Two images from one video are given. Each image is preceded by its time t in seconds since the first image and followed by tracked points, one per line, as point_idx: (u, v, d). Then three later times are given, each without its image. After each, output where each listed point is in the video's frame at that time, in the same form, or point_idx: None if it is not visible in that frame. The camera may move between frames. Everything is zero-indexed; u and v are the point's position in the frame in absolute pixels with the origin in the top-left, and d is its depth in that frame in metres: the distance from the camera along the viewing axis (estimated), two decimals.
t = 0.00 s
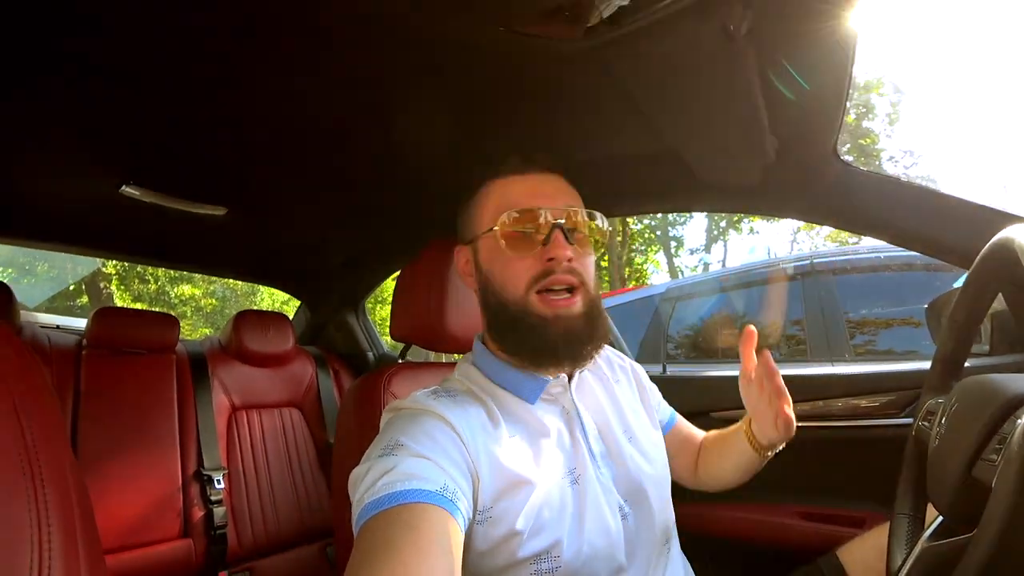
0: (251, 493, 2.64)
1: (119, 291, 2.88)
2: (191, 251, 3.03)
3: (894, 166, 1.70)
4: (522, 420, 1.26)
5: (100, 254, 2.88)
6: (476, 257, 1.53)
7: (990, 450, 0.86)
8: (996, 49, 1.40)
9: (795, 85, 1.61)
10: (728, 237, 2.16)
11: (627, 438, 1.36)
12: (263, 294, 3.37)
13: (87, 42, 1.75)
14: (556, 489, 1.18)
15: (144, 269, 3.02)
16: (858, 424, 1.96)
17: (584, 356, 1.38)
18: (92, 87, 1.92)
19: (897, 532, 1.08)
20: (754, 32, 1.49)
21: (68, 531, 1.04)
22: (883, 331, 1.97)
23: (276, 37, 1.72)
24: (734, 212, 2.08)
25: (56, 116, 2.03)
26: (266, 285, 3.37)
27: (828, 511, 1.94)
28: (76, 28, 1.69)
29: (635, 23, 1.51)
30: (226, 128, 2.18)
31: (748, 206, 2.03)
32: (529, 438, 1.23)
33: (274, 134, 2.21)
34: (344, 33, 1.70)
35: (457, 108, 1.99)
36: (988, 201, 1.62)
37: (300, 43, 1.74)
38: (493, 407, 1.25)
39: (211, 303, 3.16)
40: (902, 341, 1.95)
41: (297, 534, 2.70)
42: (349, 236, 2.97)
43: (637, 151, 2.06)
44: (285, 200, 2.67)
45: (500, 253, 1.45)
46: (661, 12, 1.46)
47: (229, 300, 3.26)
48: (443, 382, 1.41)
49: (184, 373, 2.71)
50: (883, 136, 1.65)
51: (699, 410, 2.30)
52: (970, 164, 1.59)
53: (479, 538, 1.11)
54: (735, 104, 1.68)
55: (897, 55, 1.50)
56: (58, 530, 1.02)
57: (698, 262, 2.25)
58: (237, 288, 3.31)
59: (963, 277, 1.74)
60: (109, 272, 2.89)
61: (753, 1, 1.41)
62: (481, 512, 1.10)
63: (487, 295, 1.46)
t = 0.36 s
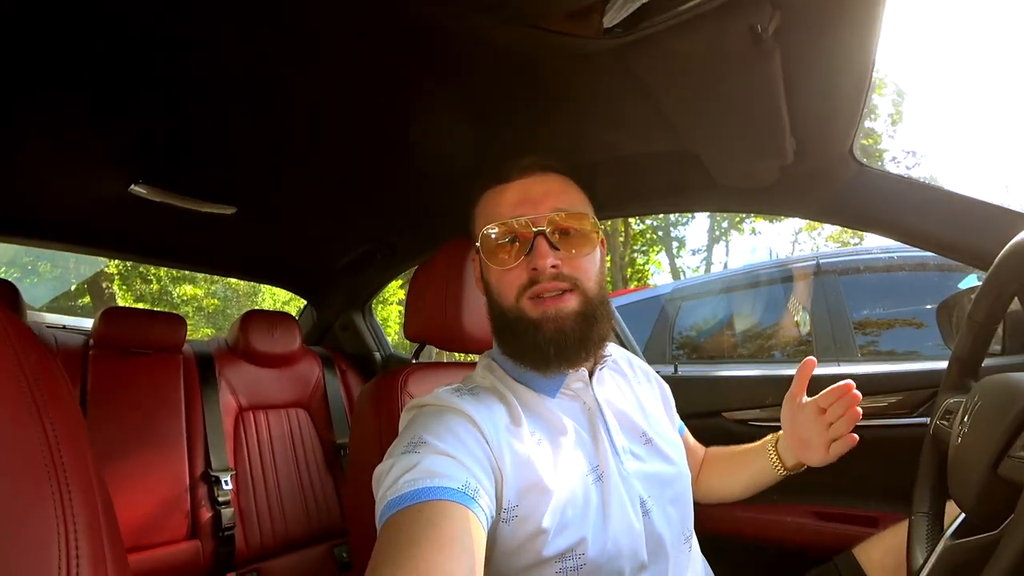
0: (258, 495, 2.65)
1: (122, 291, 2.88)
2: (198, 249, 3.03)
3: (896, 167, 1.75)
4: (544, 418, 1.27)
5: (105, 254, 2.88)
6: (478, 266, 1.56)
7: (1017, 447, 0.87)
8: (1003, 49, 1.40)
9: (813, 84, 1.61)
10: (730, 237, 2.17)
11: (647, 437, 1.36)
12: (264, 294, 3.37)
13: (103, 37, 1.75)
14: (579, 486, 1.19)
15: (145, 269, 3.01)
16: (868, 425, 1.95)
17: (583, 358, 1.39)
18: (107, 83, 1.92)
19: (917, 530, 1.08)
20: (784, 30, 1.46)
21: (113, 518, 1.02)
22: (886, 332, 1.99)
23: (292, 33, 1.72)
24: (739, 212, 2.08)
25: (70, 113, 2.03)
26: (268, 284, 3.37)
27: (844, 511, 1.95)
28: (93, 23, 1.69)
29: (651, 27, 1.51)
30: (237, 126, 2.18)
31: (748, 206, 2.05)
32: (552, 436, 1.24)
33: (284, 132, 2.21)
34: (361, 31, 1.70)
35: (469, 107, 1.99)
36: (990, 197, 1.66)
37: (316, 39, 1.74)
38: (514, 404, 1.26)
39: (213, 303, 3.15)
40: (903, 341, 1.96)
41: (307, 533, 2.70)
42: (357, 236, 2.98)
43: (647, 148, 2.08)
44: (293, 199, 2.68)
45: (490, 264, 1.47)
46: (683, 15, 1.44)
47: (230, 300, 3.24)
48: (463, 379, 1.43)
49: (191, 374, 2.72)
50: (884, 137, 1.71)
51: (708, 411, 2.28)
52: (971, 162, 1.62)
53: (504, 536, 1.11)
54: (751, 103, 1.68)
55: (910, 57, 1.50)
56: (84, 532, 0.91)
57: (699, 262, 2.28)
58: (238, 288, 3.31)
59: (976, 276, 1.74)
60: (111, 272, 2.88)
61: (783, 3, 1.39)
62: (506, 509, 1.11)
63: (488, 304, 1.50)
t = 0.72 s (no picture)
0: (253, 491, 2.65)
1: (121, 286, 2.88)
2: (197, 245, 3.04)
3: (897, 176, 1.75)
4: (536, 415, 1.28)
5: (105, 247, 2.88)
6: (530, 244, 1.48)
7: (1002, 454, 0.88)
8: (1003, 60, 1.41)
9: (809, 92, 1.62)
10: (730, 243, 2.20)
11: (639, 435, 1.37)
12: (263, 291, 3.38)
13: (106, 35, 1.76)
14: (571, 482, 1.20)
15: (145, 263, 3.01)
16: (862, 430, 1.96)
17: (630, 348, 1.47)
18: (109, 78, 1.92)
19: (905, 536, 1.09)
20: (779, 37, 1.48)
21: (111, 505, 1.03)
22: (883, 340, 1.97)
23: (294, 34, 1.73)
24: (739, 217, 2.12)
25: (72, 106, 2.03)
26: (267, 282, 3.38)
27: (831, 517, 1.96)
28: (96, 21, 1.70)
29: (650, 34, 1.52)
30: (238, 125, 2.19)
31: (745, 212, 2.08)
32: (545, 431, 1.25)
33: (285, 131, 2.22)
34: (364, 31, 1.70)
35: (470, 109, 2.00)
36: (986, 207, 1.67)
37: (317, 40, 1.75)
38: (507, 403, 1.27)
39: (211, 299, 3.15)
40: (901, 349, 1.95)
41: (300, 529, 2.71)
42: (355, 234, 2.99)
43: (646, 152, 2.10)
44: (293, 197, 2.69)
45: (574, 246, 1.46)
46: (681, 21, 1.45)
47: (229, 296, 3.25)
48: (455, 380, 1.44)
49: (189, 369, 2.72)
50: (885, 146, 1.70)
51: (702, 415, 2.29)
52: (972, 172, 1.63)
53: (494, 532, 1.12)
54: (749, 109, 1.69)
55: (911, 66, 1.51)
56: (81, 520, 0.91)
57: (699, 267, 2.28)
58: (237, 284, 3.31)
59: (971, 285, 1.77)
60: (110, 266, 2.89)
61: (778, 11, 1.40)
62: (496, 507, 1.12)
63: (549, 284, 1.44)
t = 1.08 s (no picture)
0: (250, 493, 2.63)
1: (126, 287, 2.90)
2: (195, 248, 3.03)
3: (902, 177, 1.71)
4: (528, 419, 1.25)
5: (110, 249, 2.86)
6: (533, 243, 1.46)
7: (1001, 463, 0.85)
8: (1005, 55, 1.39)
9: (805, 91, 1.60)
10: (734, 245, 2.17)
11: (633, 441, 1.35)
12: (269, 293, 3.35)
13: (97, 37, 1.75)
14: (561, 489, 1.17)
15: (151, 266, 3.01)
16: (863, 435, 1.93)
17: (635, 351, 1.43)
18: (104, 77, 1.91)
19: (903, 546, 1.06)
20: (768, 33, 1.46)
21: (87, 509, 1.01)
22: (889, 343, 1.92)
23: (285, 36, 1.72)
24: (742, 220, 2.09)
25: (67, 110, 2.03)
26: (272, 284, 3.35)
27: (831, 523, 1.93)
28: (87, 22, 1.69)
29: (639, 26, 1.50)
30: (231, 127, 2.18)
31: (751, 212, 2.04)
32: (534, 436, 1.22)
33: (280, 133, 2.21)
34: (357, 30, 1.69)
35: (465, 109, 1.98)
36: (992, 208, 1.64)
37: (309, 41, 1.74)
38: (499, 408, 1.24)
39: (216, 301, 3.16)
40: (907, 352, 1.91)
41: (297, 531, 2.69)
42: (354, 236, 2.97)
43: (644, 154, 2.07)
44: (289, 199, 2.67)
45: (576, 247, 1.43)
46: (671, 15, 1.44)
47: (234, 298, 3.25)
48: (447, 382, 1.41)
49: (187, 369, 2.71)
50: (891, 146, 1.66)
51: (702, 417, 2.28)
52: (980, 173, 1.60)
53: (482, 537, 1.10)
54: (746, 110, 1.67)
55: (910, 65, 1.48)
56: (51, 525, 0.89)
57: (703, 269, 2.25)
58: (243, 286, 3.29)
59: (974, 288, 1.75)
60: (116, 268, 2.90)
61: (766, 6, 1.39)
62: (484, 512, 1.09)
63: (550, 284, 1.41)
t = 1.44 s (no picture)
0: (259, 493, 2.65)
1: (131, 287, 2.94)
2: (202, 248, 3.05)
3: (907, 173, 1.72)
4: (536, 421, 1.27)
5: (114, 251, 2.91)
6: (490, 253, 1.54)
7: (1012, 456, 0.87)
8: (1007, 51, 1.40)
9: (813, 90, 1.60)
10: (738, 242, 2.17)
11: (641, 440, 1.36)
12: (272, 293, 3.38)
13: (108, 40, 1.77)
14: (569, 490, 1.18)
15: (155, 266, 3.04)
16: (871, 432, 1.93)
17: (605, 345, 1.40)
18: (111, 78, 1.91)
19: (912, 539, 1.08)
20: (778, 34, 1.47)
21: (112, 507, 1.02)
22: (894, 340, 1.97)
23: (295, 38, 1.74)
24: (742, 218, 2.09)
25: (77, 112, 2.05)
26: (275, 283, 3.37)
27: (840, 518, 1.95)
28: (99, 25, 1.71)
29: (649, 30, 1.51)
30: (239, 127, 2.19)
31: (758, 212, 2.04)
32: (542, 438, 1.24)
33: (288, 134, 2.22)
34: (366, 32, 1.70)
35: (472, 109, 2.00)
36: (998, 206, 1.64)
37: (318, 43, 1.75)
38: (507, 408, 1.25)
39: (220, 301, 3.18)
40: (912, 349, 1.95)
41: (305, 532, 2.70)
42: (360, 236, 2.99)
43: (651, 153, 2.08)
44: (296, 199, 2.69)
45: (514, 249, 1.47)
46: (681, 19, 1.45)
47: (238, 298, 3.28)
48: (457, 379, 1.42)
49: (196, 369, 2.73)
50: (896, 143, 1.68)
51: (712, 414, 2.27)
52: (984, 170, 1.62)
53: (492, 536, 1.11)
54: (752, 109, 1.68)
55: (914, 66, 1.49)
56: (80, 518, 0.91)
57: (707, 266, 2.25)
58: (246, 286, 3.32)
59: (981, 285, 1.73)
60: (121, 268, 2.94)
61: (777, 8, 1.39)
62: (494, 510, 1.11)
63: (502, 289, 1.48)
